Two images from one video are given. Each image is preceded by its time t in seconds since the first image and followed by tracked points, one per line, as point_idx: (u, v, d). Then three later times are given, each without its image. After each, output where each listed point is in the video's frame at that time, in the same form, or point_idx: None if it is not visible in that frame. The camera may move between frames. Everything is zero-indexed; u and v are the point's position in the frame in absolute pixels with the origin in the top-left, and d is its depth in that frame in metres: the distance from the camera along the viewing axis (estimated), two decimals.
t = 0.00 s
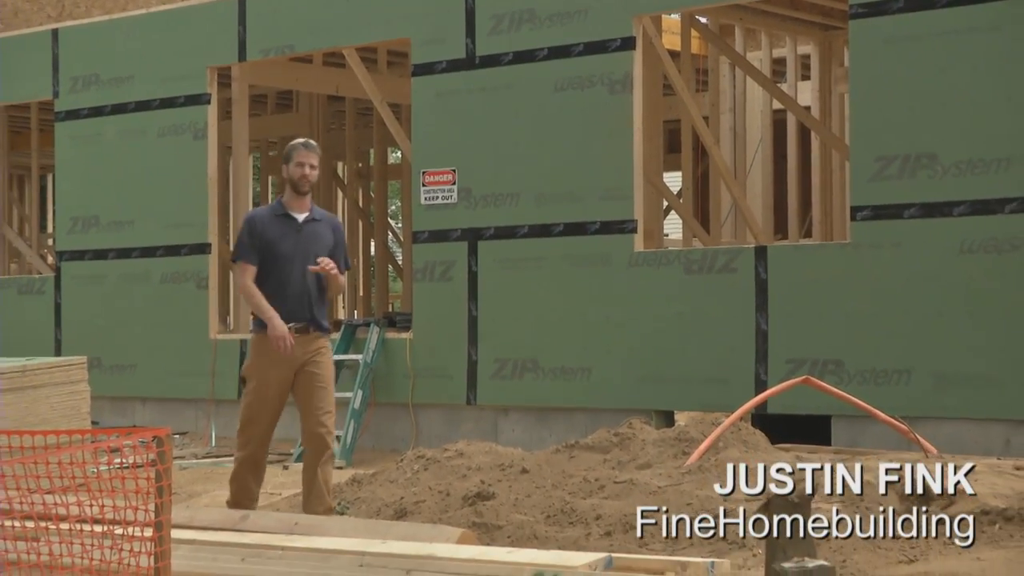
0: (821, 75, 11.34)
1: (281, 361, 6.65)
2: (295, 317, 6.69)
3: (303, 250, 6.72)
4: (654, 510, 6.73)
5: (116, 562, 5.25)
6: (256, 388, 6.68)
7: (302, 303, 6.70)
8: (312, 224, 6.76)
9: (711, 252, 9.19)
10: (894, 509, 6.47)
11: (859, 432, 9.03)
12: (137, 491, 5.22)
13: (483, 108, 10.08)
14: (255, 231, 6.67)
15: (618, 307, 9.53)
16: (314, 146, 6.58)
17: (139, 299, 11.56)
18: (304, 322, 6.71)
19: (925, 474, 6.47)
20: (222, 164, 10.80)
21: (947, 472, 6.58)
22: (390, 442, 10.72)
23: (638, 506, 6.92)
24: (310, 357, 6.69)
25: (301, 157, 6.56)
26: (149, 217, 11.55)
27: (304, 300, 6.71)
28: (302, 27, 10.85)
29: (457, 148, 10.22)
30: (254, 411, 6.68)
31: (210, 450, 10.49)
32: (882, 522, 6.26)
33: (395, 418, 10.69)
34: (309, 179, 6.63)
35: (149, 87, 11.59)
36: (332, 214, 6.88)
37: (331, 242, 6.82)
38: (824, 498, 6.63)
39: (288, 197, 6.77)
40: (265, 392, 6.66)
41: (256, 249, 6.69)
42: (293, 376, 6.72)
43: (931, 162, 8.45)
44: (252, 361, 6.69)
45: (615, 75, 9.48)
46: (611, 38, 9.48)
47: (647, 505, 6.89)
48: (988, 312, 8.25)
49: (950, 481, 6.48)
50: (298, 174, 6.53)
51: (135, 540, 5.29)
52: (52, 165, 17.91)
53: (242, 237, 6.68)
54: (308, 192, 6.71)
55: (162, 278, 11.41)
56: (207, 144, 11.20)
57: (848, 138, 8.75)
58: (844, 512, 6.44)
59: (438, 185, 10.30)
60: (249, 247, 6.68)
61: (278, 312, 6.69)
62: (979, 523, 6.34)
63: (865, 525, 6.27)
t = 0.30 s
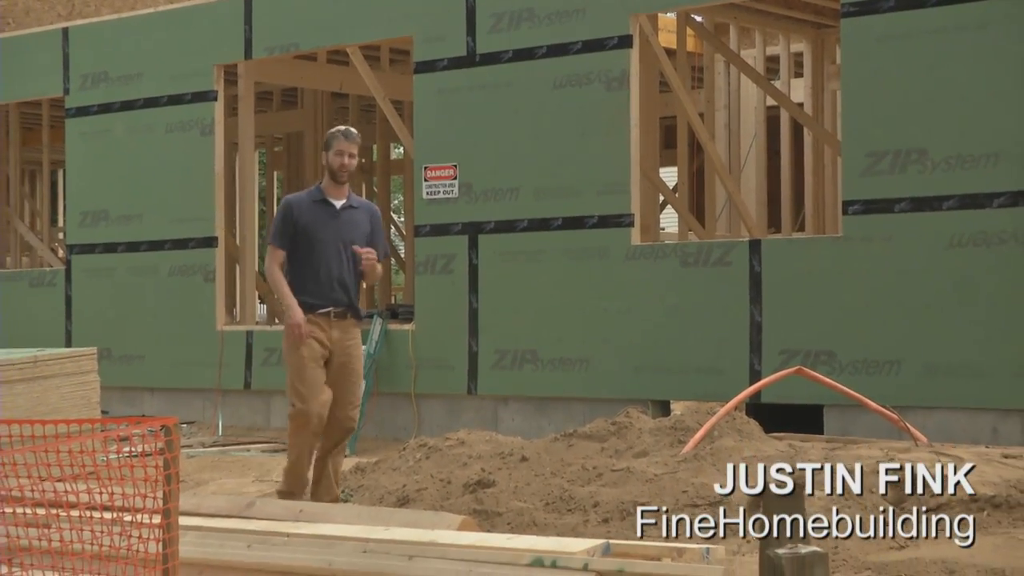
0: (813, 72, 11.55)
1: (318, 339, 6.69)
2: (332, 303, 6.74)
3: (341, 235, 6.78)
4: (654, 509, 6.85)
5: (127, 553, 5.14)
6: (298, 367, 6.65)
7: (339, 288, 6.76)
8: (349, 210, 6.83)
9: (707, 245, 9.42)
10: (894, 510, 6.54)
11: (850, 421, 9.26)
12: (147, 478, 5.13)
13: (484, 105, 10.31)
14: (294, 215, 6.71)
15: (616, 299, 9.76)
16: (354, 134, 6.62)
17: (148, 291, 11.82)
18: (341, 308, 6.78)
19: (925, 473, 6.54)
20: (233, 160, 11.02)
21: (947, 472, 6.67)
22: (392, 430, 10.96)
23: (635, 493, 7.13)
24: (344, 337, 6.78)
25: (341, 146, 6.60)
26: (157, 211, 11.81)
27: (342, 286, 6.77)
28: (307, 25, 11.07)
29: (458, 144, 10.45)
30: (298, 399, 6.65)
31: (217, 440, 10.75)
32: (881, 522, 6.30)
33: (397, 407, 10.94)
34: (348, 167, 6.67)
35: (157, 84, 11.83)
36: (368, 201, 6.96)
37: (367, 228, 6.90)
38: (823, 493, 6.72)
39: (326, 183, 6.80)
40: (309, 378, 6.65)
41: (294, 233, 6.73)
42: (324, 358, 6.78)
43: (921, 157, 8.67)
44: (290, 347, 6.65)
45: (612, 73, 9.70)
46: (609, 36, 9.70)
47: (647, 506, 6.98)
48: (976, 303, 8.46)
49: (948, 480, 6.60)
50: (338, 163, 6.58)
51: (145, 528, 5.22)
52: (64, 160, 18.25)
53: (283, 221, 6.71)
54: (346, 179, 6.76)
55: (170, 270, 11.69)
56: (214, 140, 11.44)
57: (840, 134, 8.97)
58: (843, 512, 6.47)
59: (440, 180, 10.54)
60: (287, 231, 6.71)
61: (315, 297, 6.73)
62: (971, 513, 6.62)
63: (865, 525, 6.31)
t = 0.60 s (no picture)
0: (806, 71, 11.80)
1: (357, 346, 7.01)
2: (368, 302, 7.03)
3: (367, 234, 7.02)
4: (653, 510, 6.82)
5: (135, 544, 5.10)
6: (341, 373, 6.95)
7: (370, 287, 7.02)
8: (373, 210, 7.06)
9: (702, 240, 9.66)
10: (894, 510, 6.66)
11: (841, 411, 9.51)
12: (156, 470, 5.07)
13: (485, 102, 10.55)
14: (320, 218, 6.91)
15: (613, 292, 10.01)
16: (369, 134, 6.89)
17: (157, 285, 12.09)
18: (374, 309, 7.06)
19: (923, 476, 6.48)
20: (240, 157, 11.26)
21: (949, 472, 6.67)
22: (395, 421, 11.22)
23: (632, 482, 7.37)
24: (376, 341, 7.09)
25: (358, 147, 6.85)
26: (166, 207, 12.07)
27: (372, 285, 7.03)
28: (312, 25, 11.31)
29: (460, 141, 10.70)
30: (340, 398, 6.94)
31: (224, 430, 11.01)
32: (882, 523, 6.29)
33: (399, 398, 11.21)
34: (365, 167, 6.93)
35: (165, 83, 12.09)
36: (386, 200, 7.20)
37: (389, 227, 7.15)
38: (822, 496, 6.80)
39: (347, 184, 7.03)
40: (348, 377, 6.97)
41: (322, 234, 6.94)
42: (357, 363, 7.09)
43: (911, 154, 8.90)
44: (326, 349, 6.95)
45: (610, 71, 9.93)
46: (607, 36, 9.93)
47: (644, 498, 7.17)
48: (964, 296, 8.69)
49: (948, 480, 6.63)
50: (357, 163, 6.82)
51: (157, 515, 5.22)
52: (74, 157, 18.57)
53: (312, 223, 6.90)
54: (367, 179, 7.00)
55: (179, 265, 11.95)
56: (221, 137, 11.69)
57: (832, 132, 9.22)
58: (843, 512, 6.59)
59: (441, 176, 10.79)
60: (315, 232, 6.91)
61: (349, 297, 6.98)
62: (956, 499, 6.84)
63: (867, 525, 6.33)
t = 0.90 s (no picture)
0: (800, 69, 12.04)
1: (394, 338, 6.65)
2: (400, 294, 6.67)
3: (392, 222, 6.69)
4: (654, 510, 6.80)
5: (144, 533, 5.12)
6: (377, 367, 6.59)
7: (401, 277, 6.68)
8: (393, 198, 6.73)
9: (698, 235, 9.90)
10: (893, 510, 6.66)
11: (834, 402, 9.73)
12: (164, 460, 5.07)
13: (487, 100, 10.79)
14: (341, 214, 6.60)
15: (611, 286, 10.25)
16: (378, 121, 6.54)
17: (166, 279, 12.35)
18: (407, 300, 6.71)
19: (928, 476, 6.48)
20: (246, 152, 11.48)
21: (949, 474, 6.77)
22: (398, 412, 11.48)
23: (630, 472, 7.59)
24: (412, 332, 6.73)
25: (368, 137, 6.51)
26: (174, 202, 12.33)
27: (402, 275, 6.69)
28: (317, 24, 11.55)
29: (462, 138, 10.94)
30: (376, 394, 6.58)
31: (232, 420, 11.25)
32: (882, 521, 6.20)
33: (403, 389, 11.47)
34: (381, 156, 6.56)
35: (173, 81, 12.33)
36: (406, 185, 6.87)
37: (412, 213, 6.81)
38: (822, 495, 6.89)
39: (364, 175, 6.71)
40: (385, 372, 6.60)
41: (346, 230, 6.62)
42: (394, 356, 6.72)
43: (902, 151, 9.13)
44: (360, 342, 6.60)
45: (609, 70, 10.16)
46: (605, 35, 10.16)
47: (642, 487, 7.38)
48: (953, 290, 8.92)
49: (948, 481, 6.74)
50: (370, 153, 6.49)
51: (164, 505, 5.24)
52: (85, 154, 18.84)
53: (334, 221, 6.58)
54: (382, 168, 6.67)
55: (187, 259, 12.20)
56: (227, 134, 11.93)
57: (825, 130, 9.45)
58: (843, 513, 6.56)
59: (443, 172, 11.04)
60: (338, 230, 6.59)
61: (382, 290, 6.65)
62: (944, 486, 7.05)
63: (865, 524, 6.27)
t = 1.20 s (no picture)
0: (794, 68, 12.29)
1: (410, 329, 6.46)
2: (418, 282, 6.47)
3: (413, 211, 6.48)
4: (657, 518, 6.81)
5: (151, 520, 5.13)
6: (390, 359, 6.45)
7: (421, 265, 6.48)
8: (413, 186, 6.52)
9: (694, 231, 10.15)
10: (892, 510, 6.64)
11: (828, 393, 9.97)
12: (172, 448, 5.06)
13: (488, 99, 11.04)
14: (362, 203, 6.40)
15: (609, 280, 10.50)
16: (399, 109, 6.34)
17: (175, 273, 12.61)
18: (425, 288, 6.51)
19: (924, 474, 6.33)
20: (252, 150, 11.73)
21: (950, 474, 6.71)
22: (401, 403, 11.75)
23: (628, 461, 7.80)
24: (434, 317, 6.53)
25: (388, 125, 6.31)
26: (182, 199, 12.59)
27: (422, 263, 6.49)
28: (322, 24, 11.80)
29: (465, 136, 11.20)
30: (387, 388, 6.47)
31: (239, 411, 11.52)
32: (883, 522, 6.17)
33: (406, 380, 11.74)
34: (401, 144, 6.37)
35: (182, 80, 12.59)
36: (426, 173, 6.67)
37: (432, 202, 6.60)
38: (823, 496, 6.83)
39: (384, 163, 6.50)
40: (398, 366, 6.45)
41: (367, 219, 6.41)
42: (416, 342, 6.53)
43: (893, 148, 9.37)
44: (377, 333, 6.46)
45: (606, 69, 10.40)
46: (603, 35, 10.39)
47: (640, 475, 7.58)
48: (942, 283, 9.16)
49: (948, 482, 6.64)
50: (390, 141, 6.29)
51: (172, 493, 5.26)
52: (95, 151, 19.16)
53: (355, 209, 6.38)
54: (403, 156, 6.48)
55: (195, 254, 12.46)
56: (235, 131, 12.18)
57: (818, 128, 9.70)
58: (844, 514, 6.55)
59: (445, 169, 11.30)
60: (359, 218, 6.38)
61: (401, 280, 6.46)
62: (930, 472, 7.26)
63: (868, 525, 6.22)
